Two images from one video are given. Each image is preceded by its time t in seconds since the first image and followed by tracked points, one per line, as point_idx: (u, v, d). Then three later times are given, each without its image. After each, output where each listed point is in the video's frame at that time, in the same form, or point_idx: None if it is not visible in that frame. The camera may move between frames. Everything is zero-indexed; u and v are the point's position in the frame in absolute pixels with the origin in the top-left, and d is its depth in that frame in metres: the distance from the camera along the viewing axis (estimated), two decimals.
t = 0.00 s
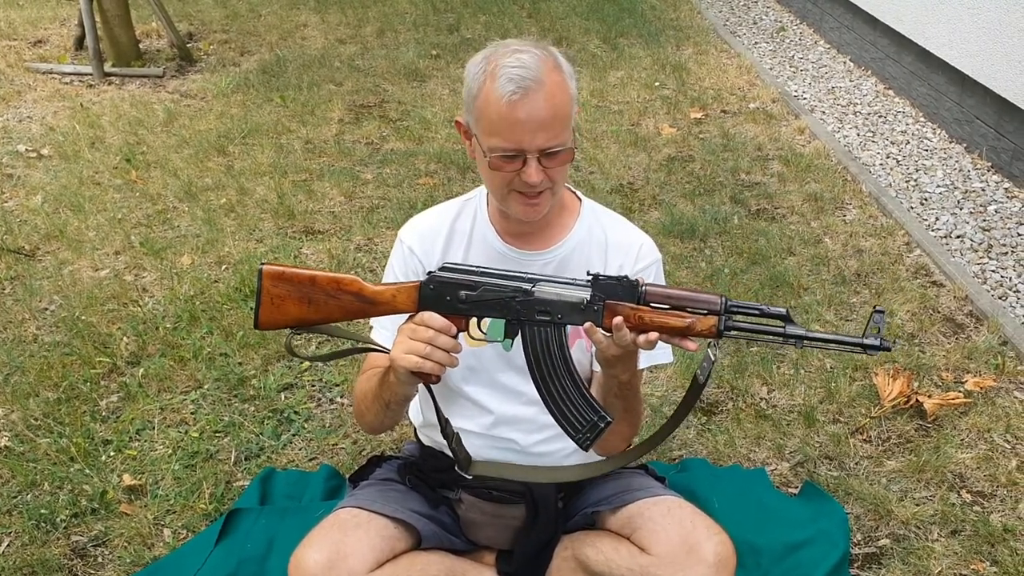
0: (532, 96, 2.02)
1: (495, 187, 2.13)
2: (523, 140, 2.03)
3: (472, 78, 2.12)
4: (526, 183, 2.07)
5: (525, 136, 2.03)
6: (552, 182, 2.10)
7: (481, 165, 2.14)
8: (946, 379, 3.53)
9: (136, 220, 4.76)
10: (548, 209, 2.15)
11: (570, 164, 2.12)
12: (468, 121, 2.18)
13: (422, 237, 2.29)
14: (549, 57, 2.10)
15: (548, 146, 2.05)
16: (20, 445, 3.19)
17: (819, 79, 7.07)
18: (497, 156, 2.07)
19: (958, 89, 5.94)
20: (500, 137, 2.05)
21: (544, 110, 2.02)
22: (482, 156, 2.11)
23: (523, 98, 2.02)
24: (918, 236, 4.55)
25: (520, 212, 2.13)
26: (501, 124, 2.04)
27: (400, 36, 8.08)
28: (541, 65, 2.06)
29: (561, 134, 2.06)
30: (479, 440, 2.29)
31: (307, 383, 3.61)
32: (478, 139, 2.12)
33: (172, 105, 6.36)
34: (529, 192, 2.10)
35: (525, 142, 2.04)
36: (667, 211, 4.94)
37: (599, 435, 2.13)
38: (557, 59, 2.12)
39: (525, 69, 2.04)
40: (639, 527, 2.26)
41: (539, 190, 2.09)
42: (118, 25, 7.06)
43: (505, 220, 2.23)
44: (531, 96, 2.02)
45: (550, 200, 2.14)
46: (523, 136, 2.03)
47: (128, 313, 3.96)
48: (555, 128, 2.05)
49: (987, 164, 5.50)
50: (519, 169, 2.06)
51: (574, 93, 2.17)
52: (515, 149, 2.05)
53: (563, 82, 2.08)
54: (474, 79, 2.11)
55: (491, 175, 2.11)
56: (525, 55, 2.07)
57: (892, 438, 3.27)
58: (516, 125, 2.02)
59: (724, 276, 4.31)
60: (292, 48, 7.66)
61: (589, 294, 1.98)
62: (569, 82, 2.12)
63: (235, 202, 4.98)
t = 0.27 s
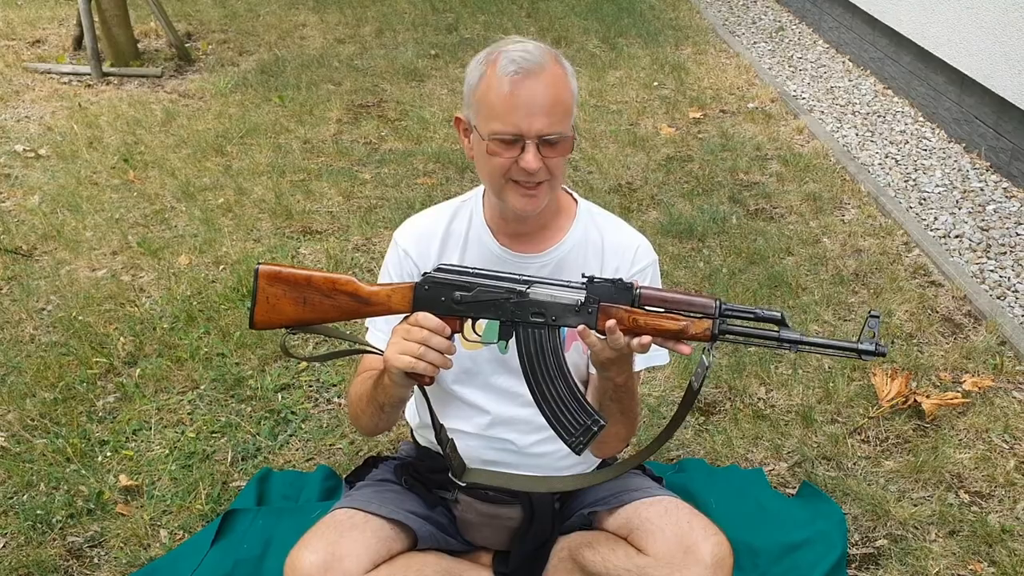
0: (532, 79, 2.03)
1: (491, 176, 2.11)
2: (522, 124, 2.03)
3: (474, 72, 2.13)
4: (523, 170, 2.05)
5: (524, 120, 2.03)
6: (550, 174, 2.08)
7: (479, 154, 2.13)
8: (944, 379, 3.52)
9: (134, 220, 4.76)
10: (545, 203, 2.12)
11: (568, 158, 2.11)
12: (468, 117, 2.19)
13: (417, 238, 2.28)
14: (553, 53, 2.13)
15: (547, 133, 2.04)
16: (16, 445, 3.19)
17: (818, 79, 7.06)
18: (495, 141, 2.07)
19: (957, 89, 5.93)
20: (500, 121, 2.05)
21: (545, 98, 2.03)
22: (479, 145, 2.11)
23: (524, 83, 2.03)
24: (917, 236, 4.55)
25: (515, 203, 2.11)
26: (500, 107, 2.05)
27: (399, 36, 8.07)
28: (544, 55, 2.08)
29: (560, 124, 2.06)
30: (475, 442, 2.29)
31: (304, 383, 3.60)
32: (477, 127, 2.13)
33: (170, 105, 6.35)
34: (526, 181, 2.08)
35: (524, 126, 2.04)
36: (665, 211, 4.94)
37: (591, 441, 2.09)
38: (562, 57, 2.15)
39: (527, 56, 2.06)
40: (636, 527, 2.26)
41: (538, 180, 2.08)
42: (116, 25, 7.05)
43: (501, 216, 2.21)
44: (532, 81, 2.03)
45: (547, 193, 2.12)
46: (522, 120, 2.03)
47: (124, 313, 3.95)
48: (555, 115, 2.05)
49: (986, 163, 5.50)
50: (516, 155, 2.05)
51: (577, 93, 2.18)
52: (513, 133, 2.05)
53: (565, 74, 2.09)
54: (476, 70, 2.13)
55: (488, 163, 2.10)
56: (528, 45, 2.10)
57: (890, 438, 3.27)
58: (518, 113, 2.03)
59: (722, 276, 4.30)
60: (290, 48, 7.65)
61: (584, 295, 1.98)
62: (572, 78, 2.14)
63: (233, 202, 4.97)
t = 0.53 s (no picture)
0: (514, 58, 2.12)
1: (474, 154, 2.14)
2: (501, 95, 2.09)
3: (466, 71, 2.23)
4: (501, 138, 2.07)
5: (503, 93, 2.09)
6: (529, 147, 2.08)
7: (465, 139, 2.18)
8: (942, 380, 3.52)
9: (131, 221, 4.75)
10: (526, 181, 2.10)
11: (552, 138, 2.12)
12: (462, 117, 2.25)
13: (414, 241, 2.28)
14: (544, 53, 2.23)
15: (526, 106, 2.09)
16: (13, 446, 3.18)
17: (816, 79, 7.06)
18: (476, 116, 2.12)
19: (956, 89, 5.94)
20: (481, 98, 2.12)
21: (528, 77, 2.10)
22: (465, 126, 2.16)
23: (506, 62, 2.12)
24: (915, 236, 4.55)
25: (496, 178, 2.10)
26: (483, 85, 2.12)
27: (398, 36, 8.07)
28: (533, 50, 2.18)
29: (542, 102, 2.10)
30: (471, 444, 2.29)
31: (302, 383, 3.60)
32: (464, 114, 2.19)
33: (168, 105, 6.35)
34: (505, 153, 2.09)
35: (503, 98, 2.09)
36: (663, 211, 4.94)
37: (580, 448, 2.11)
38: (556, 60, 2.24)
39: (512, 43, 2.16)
40: (633, 528, 2.26)
41: (524, 156, 2.09)
42: (114, 25, 7.05)
43: (488, 203, 2.20)
44: (514, 60, 2.12)
45: (529, 171, 2.11)
46: (502, 93, 2.09)
47: (122, 313, 3.95)
48: (536, 90, 2.10)
49: (984, 164, 5.50)
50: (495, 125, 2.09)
51: (569, 94, 2.23)
52: (492, 105, 2.10)
53: (550, 64, 2.17)
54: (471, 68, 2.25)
55: (471, 141, 2.14)
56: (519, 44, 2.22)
57: (888, 438, 3.27)
58: (501, 91, 2.09)
59: (720, 276, 4.30)
60: (289, 49, 7.65)
61: (580, 298, 1.97)
62: (562, 74, 2.20)
63: (231, 202, 4.97)
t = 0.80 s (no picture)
0: (508, 61, 2.12)
1: (471, 160, 2.14)
2: (496, 100, 2.10)
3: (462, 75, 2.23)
4: (497, 145, 2.07)
5: (498, 98, 2.10)
6: (525, 152, 2.08)
7: (462, 143, 2.18)
8: (940, 380, 3.52)
9: (130, 221, 4.76)
10: (523, 186, 2.11)
11: (548, 143, 2.13)
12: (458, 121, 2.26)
13: (410, 243, 2.29)
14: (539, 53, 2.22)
15: (521, 111, 2.09)
16: (11, 447, 3.18)
17: (815, 79, 7.06)
18: (472, 121, 2.12)
19: (954, 89, 5.94)
20: (477, 103, 2.12)
21: (522, 82, 2.10)
22: (461, 131, 2.17)
23: (500, 65, 2.12)
24: (914, 236, 4.55)
25: (492, 183, 2.11)
26: (477, 89, 2.13)
27: (397, 36, 8.07)
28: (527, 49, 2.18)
29: (537, 106, 2.11)
30: (468, 444, 2.30)
31: (300, 384, 3.60)
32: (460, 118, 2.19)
33: (167, 105, 6.36)
34: (501, 159, 2.09)
35: (499, 103, 2.10)
36: (662, 211, 4.94)
37: (566, 434, 1.93)
38: (551, 59, 2.23)
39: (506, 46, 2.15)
40: (630, 528, 2.25)
41: (520, 162, 2.09)
42: (113, 25, 7.05)
43: (484, 206, 2.21)
44: (508, 64, 2.12)
45: (526, 176, 2.11)
46: (497, 98, 2.10)
47: (120, 314, 3.95)
48: (531, 94, 2.10)
49: (983, 163, 5.50)
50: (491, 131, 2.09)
51: (564, 94, 2.23)
52: (488, 111, 2.10)
53: (545, 67, 2.16)
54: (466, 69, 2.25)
55: (468, 147, 2.14)
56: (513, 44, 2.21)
57: (887, 439, 3.27)
58: (496, 97, 2.09)
59: (718, 276, 4.31)
60: (288, 49, 7.65)
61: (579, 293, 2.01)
62: (557, 75, 2.20)
63: (230, 203, 4.97)
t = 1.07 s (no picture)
0: (508, 64, 2.12)
1: (471, 163, 2.15)
2: (496, 103, 2.10)
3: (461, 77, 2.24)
4: (497, 148, 2.08)
5: (497, 101, 2.10)
6: (525, 155, 2.08)
7: (462, 145, 2.18)
8: (940, 380, 3.53)
9: (130, 221, 4.76)
10: (523, 188, 2.11)
11: (547, 145, 2.13)
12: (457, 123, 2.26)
13: (411, 243, 2.29)
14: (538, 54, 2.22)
15: (520, 114, 2.09)
16: (11, 447, 3.19)
17: (814, 79, 7.07)
18: (472, 125, 2.13)
19: (954, 89, 5.95)
20: (476, 106, 2.12)
21: (522, 84, 2.10)
22: (461, 134, 2.17)
23: (500, 69, 2.12)
24: (913, 236, 4.55)
25: (492, 185, 2.11)
26: (477, 92, 2.13)
27: (396, 36, 8.08)
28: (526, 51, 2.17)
29: (537, 109, 2.11)
30: (469, 445, 2.30)
31: (300, 384, 3.61)
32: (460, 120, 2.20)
33: (167, 105, 6.36)
34: (501, 162, 2.09)
35: (498, 106, 2.10)
36: (662, 211, 4.94)
37: (567, 420, 1.98)
38: (550, 60, 2.24)
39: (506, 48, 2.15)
40: (630, 529, 2.26)
41: (518, 165, 2.09)
42: (113, 24, 7.05)
43: (484, 208, 2.21)
44: (508, 67, 2.12)
45: (526, 179, 2.11)
46: (496, 101, 2.10)
47: (120, 314, 3.95)
48: (530, 97, 2.10)
49: (982, 164, 5.51)
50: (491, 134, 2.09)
51: (564, 96, 2.24)
52: (488, 114, 2.11)
53: (545, 68, 2.17)
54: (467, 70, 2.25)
55: (468, 150, 2.14)
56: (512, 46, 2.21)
57: (886, 439, 3.28)
58: (495, 99, 2.10)
59: (718, 276, 4.31)
60: (288, 49, 7.66)
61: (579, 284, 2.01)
62: (556, 76, 2.20)
63: (230, 203, 4.98)
